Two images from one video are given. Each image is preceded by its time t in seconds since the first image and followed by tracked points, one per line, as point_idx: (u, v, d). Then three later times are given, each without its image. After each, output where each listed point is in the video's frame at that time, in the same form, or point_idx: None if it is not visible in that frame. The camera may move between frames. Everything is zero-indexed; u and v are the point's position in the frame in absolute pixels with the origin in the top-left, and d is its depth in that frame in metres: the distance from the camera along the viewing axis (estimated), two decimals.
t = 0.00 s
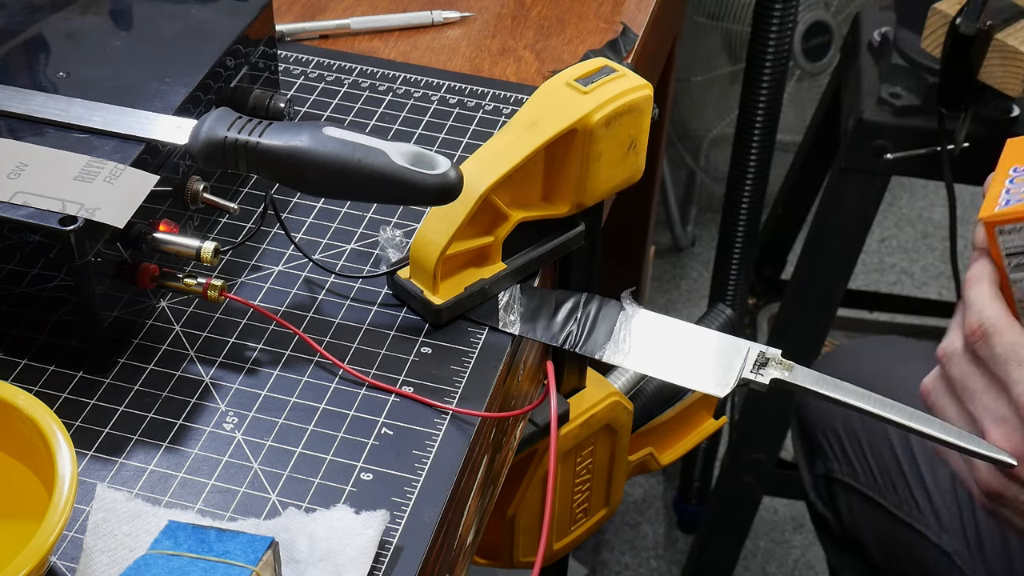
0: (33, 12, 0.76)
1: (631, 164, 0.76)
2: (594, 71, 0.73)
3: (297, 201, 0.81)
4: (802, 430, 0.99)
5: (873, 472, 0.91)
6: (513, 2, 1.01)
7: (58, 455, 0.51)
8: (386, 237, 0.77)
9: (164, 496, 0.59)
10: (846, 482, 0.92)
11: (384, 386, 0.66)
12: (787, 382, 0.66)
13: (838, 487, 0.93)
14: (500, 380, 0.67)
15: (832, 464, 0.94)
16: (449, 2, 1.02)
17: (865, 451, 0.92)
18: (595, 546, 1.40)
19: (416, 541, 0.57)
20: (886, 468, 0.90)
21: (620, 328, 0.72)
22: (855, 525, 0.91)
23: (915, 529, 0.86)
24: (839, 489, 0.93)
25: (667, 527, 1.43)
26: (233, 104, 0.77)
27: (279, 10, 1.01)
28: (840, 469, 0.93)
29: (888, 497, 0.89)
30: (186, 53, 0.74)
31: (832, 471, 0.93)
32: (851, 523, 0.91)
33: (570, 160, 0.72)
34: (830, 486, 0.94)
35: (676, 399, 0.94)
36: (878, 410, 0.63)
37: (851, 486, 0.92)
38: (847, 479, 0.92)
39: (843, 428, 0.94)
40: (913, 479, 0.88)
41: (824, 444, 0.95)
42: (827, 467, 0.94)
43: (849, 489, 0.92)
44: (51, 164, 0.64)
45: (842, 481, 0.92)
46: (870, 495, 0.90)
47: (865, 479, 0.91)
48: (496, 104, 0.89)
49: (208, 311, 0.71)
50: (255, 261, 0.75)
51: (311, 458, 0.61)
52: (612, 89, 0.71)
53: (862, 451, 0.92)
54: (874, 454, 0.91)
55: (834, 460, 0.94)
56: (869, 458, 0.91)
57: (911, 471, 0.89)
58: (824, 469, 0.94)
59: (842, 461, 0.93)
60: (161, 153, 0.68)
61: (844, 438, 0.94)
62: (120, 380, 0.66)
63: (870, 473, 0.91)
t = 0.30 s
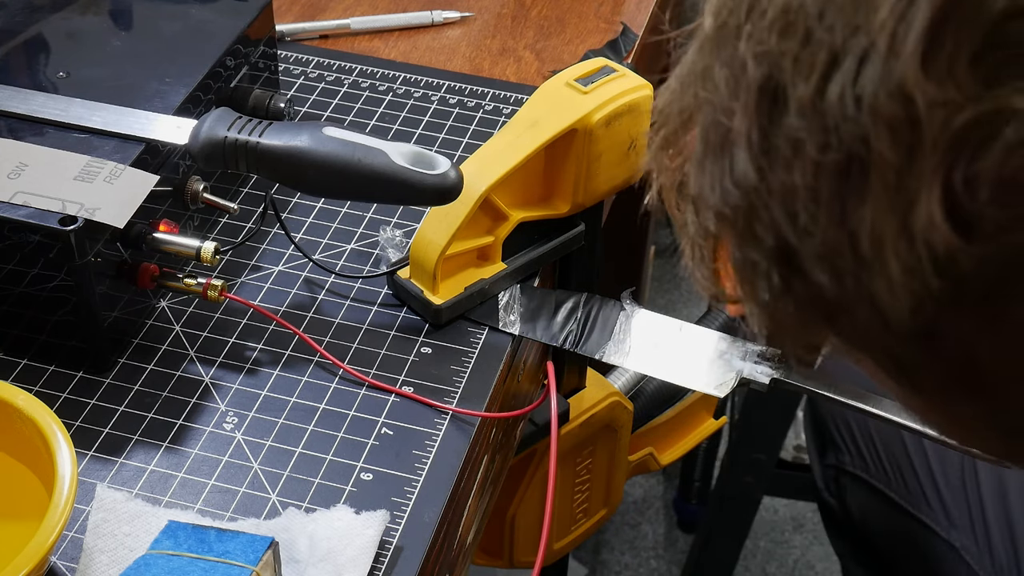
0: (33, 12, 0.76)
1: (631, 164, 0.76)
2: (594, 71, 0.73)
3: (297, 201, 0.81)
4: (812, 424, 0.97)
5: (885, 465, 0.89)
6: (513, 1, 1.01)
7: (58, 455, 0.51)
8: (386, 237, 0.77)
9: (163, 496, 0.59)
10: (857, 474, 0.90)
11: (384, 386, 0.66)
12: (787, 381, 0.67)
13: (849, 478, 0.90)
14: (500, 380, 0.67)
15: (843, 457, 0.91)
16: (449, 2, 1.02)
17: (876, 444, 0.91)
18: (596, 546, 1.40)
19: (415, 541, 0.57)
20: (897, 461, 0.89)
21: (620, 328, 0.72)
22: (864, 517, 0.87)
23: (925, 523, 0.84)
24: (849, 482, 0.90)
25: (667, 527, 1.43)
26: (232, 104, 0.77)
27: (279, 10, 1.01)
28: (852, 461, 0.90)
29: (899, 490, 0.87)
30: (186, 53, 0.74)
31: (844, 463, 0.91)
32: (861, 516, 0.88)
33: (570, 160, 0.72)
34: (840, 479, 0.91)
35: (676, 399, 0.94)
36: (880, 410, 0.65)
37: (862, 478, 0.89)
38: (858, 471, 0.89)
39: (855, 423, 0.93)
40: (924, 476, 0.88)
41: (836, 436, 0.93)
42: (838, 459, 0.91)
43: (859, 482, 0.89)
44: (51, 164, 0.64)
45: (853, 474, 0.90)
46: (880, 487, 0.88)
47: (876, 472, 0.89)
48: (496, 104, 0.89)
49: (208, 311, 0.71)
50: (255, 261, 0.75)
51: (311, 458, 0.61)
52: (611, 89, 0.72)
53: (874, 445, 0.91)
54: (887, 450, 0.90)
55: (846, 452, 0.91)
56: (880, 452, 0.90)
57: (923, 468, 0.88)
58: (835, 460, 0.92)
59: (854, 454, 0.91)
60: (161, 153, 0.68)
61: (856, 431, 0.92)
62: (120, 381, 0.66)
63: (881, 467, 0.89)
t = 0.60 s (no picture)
0: (33, 12, 0.76)
1: (631, 164, 0.76)
2: (594, 71, 0.73)
3: (297, 201, 0.81)
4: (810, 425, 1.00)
5: (880, 467, 0.91)
6: (513, 2, 1.01)
7: (58, 455, 0.51)
8: (386, 237, 0.77)
9: (164, 496, 0.59)
10: (854, 476, 0.92)
11: (384, 386, 0.66)
12: (787, 382, 0.66)
13: (846, 480, 0.93)
14: (500, 380, 0.67)
15: (839, 459, 0.94)
16: (449, 2, 1.02)
17: (871, 446, 0.92)
18: (596, 546, 1.40)
19: (415, 541, 0.57)
20: (891, 462, 0.90)
21: (621, 328, 0.72)
22: (863, 518, 0.91)
23: (922, 526, 0.86)
24: (846, 484, 0.93)
25: (667, 527, 1.43)
26: (233, 104, 0.77)
27: (279, 10, 1.01)
28: (849, 465, 0.93)
29: (895, 493, 0.89)
30: (186, 53, 0.74)
31: (840, 467, 0.93)
32: (858, 517, 0.92)
33: (570, 160, 0.72)
34: (837, 481, 0.94)
35: (676, 399, 0.94)
36: (875, 410, 0.63)
37: (859, 480, 0.92)
38: (854, 474, 0.92)
39: (850, 424, 0.94)
40: (920, 477, 0.88)
41: (832, 440, 0.95)
42: (834, 462, 0.94)
43: (857, 484, 0.92)
44: (51, 164, 0.64)
45: (850, 476, 0.93)
46: (878, 491, 0.90)
47: (873, 475, 0.91)
48: (496, 104, 0.89)
49: (208, 311, 0.71)
50: (254, 261, 0.75)
51: (311, 458, 0.61)
52: (612, 89, 0.72)
53: (869, 447, 0.92)
54: (882, 451, 0.91)
55: (842, 455, 0.94)
56: (876, 453, 0.92)
57: (919, 469, 0.88)
58: (832, 464, 0.95)
59: (851, 457, 0.93)
60: (161, 153, 0.68)
61: (851, 433, 0.94)
62: (120, 381, 0.66)
63: (877, 468, 0.91)
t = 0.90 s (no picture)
0: (33, 12, 0.76)
1: (632, 164, 0.76)
2: (594, 71, 0.73)
3: (297, 201, 0.81)
4: (802, 428, 1.00)
5: (872, 471, 0.91)
6: (513, 1, 1.01)
7: (58, 455, 0.51)
8: (386, 237, 0.77)
9: (164, 496, 0.59)
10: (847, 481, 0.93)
11: (384, 386, 0.66)
12: (786, 382, 0.66)
13: (839, 483, 0.94)
14: (500, 380, 0.67)
15: (832, 464, 0.94)
16: (449, 1, 1.02)
17: (863, 450, 0.93)
18: (596, 546, 1.40)
19: (415, 541, 0.57)
20: (884, 465, 0.90)
21: (620, 328, 0.72)
22: (854, 522, 0.92)
23: (913, 529, 0.86)
24: (839, 487, 0.94)
25: (667, 527, 1.43)
26: (233, 104, 0.77)
27: (279, 10, 1.01)
28: (841, 469, 0.93)
29: (886, 496, 0.89)
30: (185, 53, 0.74)
31: (833, 471, 0.94)
32: (850, 521, 0.92)
33: (570, 160, 0.72)
34: (830, 485, 0.95)
35: (676, 399, 0.94)
36: (876, 411, 0.64)
37: (852, 485, 0.92)
38: (846, 478, 0.93)
39: (842, 426, 0.95)
40: (911, 478, 0.88)
41: (825, 444, 0.96)
42: (827, 466, 0.95)
43: (850, 488, 0.93)
44: (51, 164, 0.64)
45: (842, 480, 0.93)
46: (870, 494, 0.91)
47: (865, 479, 0.91)
48: (496, 103, 0.89)
49: (208, 311, 0.71)
50: (255, 261, 0.75)
51: (311, 458, 0.61)
52: (612, 89, 0.72)
53: (861, 451, 0.93)
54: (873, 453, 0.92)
55: (834, 459, 0.94)
56: (869, 457, 0.92)
57: (910, 471, 0.89)
58: (824, 468, 0.95)
59: (843, 461, 0.94)
60: (161, 153, 0.68)
61: (843, 438, 0.94)
62: (120, 381, 0.66)
63: (870, 472, 0.91)
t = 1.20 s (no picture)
0: (33, 12, 0.76)
1: (631, 164, 0.76)
2: (594, 71, 0.73)
3: (297, 201, 0.81)
4: (802, 429, 0.99)
5: (873, 472, 0.91)
6: (513, 1, 1.01)
7: (58, 455, 0.51)
8: (386, 237, 0.77)
9: (164, 497, 0.59)
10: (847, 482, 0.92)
11: (384, 386, 0.66)
12: (787, 382, 0.66)
13: (839, 484, 0.93)
14: (500, 380, 0.67)
15: (833, 464, 0.93)
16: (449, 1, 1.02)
17: (863, 451, 0.92)
18: (595, 546, 1.40)
19: (416, 541, 0.57)
20: (883, 466, 0.90)
21: (621, 328, 0.72)
22: (854, 522, 0.91)
23: (913, 529, 0.86)
24: (839, 488, 0.93)
25: (667, 527, 1.43)
26: (232, 104, 0.77)
27: (279, 10, 1.01)
28: (841, 470, 0.92)
29: (886, 497, 0.89)
30: (185, 53, 0.74)
31: (833, 471, 0.93)
32: (849, 523, 0.91)
33: (570, 160, 0.72)
34: (830, 486, 0.94)
35: (676, 399, 0.94)
36: (877, 411, 0.63)
37: (852, 485, 0.91)
38: (846, 479, 0.92)
39: (842, 427, 0.94)
40: (911, 478, 0.89)
41: (825, 444, 0.95)
42: (827, 467, 0.94)
43: (850, 489, 0.92)
44: (51, 164, 0.64)
45: (842, 481, 0.92)
46: (869, 495, 0.90)
47: (865, 479, 0.91)
48: (496, 103, 0.89)
49: (208, 311, 0.71)
50: (255, 261, 0.75)
51: (311, 458, 0.61)
52: (612, 89, 0.72)
53: (862, 451, 0.92)
54: (874, 454, 0.91)
55: (834, 459, 0.93)
56: (870, 458, 0.92)
57: (911, 472, 0.89)
58: (824, 468, 0.94)
59: (843, 461, 0.93)
60: (161, 153, 0.68)
61: (844, 438, 0.94)
62: (120, 381, 0.66)
63: (870, 473, 0.91)
